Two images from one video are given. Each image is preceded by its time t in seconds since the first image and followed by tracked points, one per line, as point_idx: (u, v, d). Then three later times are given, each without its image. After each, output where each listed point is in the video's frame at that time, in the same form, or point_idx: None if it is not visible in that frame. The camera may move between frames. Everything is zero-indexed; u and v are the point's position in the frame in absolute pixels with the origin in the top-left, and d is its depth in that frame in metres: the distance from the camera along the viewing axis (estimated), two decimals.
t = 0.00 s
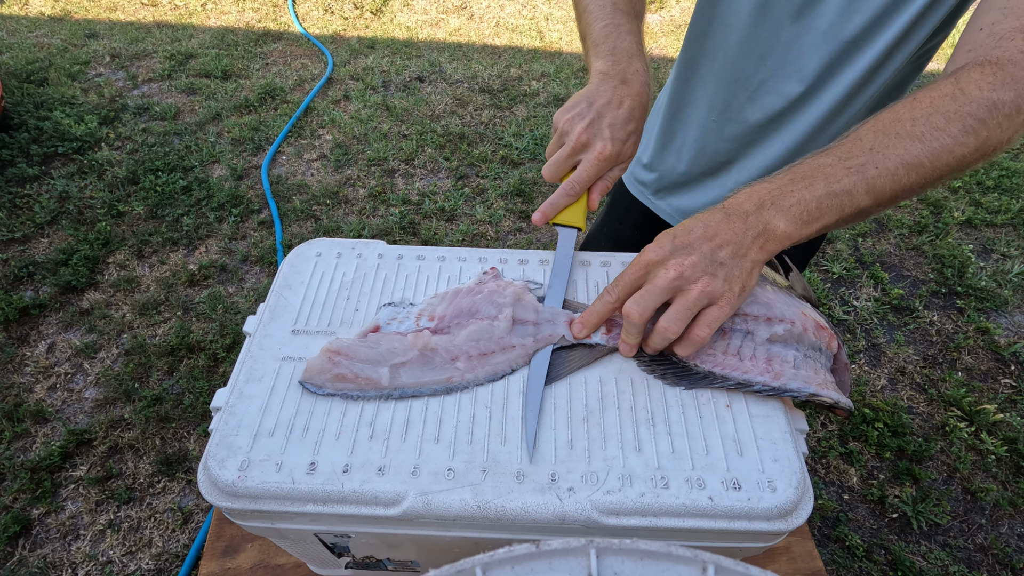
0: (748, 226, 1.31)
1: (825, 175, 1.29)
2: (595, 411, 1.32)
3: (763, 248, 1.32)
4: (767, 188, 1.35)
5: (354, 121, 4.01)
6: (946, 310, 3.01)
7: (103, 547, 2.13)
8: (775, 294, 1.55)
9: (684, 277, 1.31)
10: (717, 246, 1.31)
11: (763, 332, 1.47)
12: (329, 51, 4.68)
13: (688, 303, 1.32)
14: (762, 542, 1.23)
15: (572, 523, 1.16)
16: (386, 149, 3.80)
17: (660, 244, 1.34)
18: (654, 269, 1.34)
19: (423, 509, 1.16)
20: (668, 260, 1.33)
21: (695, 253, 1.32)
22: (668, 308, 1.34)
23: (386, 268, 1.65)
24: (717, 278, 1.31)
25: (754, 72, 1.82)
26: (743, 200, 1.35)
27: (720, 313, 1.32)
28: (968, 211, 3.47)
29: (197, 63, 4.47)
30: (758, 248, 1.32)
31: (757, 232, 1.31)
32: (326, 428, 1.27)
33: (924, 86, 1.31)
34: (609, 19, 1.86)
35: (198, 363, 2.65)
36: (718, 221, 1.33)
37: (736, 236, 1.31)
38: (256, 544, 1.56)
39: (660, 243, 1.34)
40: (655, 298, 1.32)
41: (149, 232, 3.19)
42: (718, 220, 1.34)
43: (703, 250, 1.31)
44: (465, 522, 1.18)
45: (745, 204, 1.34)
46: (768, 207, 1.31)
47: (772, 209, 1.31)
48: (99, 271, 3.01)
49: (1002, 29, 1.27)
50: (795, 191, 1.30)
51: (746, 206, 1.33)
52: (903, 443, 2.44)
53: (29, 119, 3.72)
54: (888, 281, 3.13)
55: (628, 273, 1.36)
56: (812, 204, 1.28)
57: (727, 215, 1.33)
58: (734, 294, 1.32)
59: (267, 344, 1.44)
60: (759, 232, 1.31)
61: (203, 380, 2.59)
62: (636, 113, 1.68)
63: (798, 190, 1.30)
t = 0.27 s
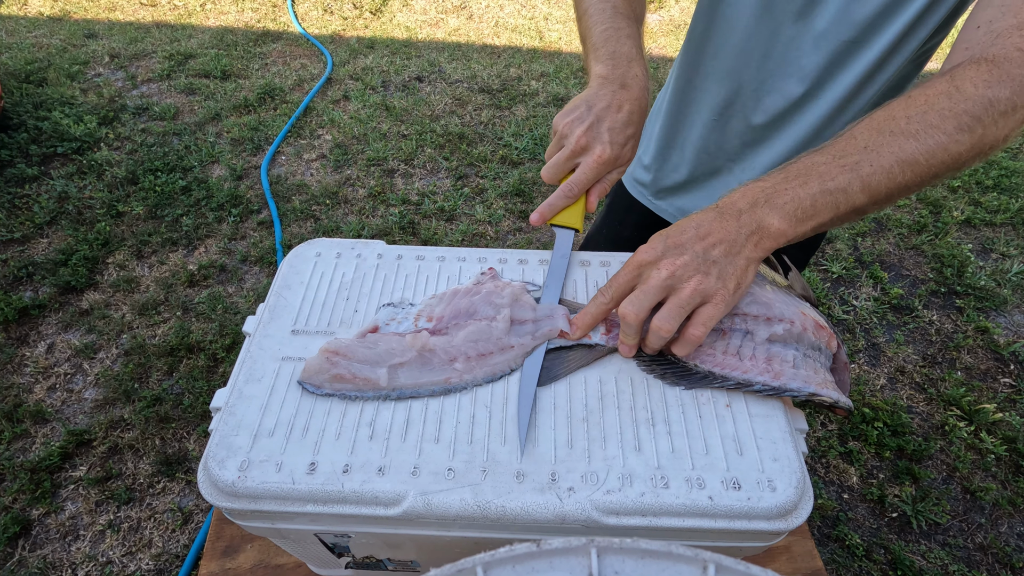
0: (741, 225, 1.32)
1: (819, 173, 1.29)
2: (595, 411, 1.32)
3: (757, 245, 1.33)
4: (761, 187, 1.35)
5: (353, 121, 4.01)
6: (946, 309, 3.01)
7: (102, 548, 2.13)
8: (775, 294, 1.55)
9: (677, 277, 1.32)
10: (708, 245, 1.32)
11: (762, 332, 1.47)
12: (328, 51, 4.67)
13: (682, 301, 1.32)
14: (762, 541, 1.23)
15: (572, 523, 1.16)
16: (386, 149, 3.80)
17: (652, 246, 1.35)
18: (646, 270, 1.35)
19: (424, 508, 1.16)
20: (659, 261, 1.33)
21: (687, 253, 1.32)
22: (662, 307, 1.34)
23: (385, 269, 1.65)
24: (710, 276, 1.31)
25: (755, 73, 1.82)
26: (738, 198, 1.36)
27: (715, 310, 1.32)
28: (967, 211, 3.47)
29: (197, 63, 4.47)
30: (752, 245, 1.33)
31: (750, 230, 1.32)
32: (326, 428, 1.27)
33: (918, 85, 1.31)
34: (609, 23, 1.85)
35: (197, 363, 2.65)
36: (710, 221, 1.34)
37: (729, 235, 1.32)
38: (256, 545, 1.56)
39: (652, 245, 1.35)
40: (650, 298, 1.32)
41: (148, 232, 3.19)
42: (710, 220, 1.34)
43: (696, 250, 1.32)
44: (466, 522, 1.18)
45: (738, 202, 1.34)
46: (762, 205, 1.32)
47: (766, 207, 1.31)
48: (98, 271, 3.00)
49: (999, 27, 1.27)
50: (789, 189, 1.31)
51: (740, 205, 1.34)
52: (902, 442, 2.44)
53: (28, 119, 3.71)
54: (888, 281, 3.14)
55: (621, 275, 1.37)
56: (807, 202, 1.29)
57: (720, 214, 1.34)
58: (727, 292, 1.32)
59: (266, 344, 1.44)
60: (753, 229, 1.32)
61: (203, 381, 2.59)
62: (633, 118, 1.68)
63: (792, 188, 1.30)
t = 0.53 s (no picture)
0: (754, 226, 1.32)
1: (833, 177, 1.29)
2: (596, 409, 1.32)
3: (768, 248, 1.33)
4: (775, 189, 1.35)
5: (352, 121, 4.01)
6: (945, 309, 3.01)
7: (102, 548, 2.13)
8: (778, 294, 1.55)
9: (688, 275, 1.32)
10: (720, 245, 1.32)
11: (764, 332, 1.48)
12: (328, 51, 4.67)
13: (692, 300, 1.32)
14: (762, 539, 1.23)
15: (573, 521, 1.16)
16: (385, 149, 3.80)
17: (664, 242, 1.35)
18: (657, 267, 1.35)
19: (425, 506, 1.16)
20: (671, 259, 1.34)
21: (699, 252, 1.33)
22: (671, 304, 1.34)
23: (387, 268, 1.65)
24: (720, 276, 1.32)
25: (752, 71, 1.82)
26: (750, 200, 1.36)
27: (723, 311, 1.34)
28: (966, 211, 3.48)
29: (196, 63, 4.47)
30: (763, 247, 1.33)
31: (762, 232, 1.32)
32: (327, 426, 1.27)
33: (932, 92, 1.32)
34: (606, 20, 1.86)
35: (197, 363, 2.65)
36: (722, 220, 1.34)
37: (741, 235, 1.32)
38: (256, 544, 1.55)
39: (665, 241, 1.35)
40: (660, 295, 1.32)
41: (147, 232, 3.19)
42: (723, 220, 1.34)
43: (708, 249, 1.33)
44: (467, 520, 1.18)
45: (751, 204, 1.35)
46: (774, 207, 1.32)
47: (779, 210, 1.31)
48: (97, 271, 3.00)
49: (1008, 37, 1.28)
50: (801, 192, 1.31)
51: (753, 206, 1.34)
52: (901, 442, 2.44)
53: (27, 120, 3.71)
54: (887, 281, 3.14)
55: (632, 270, 1.36)
56: (819, 205, 1.29)
57: (733, 215, 1.34)
58: (736, 293, 1.33)
59: (268, 343, 1.44)
60: (765, 232, 1.32)
61: (203, 381, 2.59)
62: (629, 118, 1.69)
63: (805, 191, 1.31)
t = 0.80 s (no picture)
0: (752, 221, 1.34)
1: (832, 174, 1.30)
2: (593, 410, 1.32)
3: (766, 243, 1.35)
4: (774, 185, 1.37)
5: (352, 120, 4.01)
6: (944, 308, 3.02)
7: (103, 547, 2.14)
8: (779, 296, 1.55)
9: (686, 271, 1.35)
10: (718, 240, 1.35)
11: (764, 333, 1.48)
12: (327, 51, 4.68)
13: (688, 294, 1.35)
14: (759, 539, 1.23)
15: (570, 521, 1.17)
16: (385, 149, 3.80)
17: (661, 238, 1.39)
18: (655, 262, 1.39)
19: (422, 507, 1.17)
20: (669, 254, 1.37)
21: (697, 247, 1.36)
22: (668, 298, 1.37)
23: (384, 268, 1.65)
24: (717, 271, 1.35)
25: (746, 70, 1.82)
26: (750, 196, 1.37)
27: (719, 306, 1.36)
28: (966, 210, 3.48)
29: (196, 63, 4.47)
30: (761, 243, 1.34)
31: (761, 227, 1.34)
32: (325, 427, 1.28)
33: (933, 91, 1.32)
34: (604, 27, 1.85)
35: (197, 363, 2.66)
36: (721, 216, 1.37)
37: (739, 231, 1.35)
38: (256, 543, 1.56)
39: (663, 237, 1.39)
40: (657, 289, 1.36)
41: (148, 231, 3.20)
42: (722, 215, 1.37)
43: (705, 245, 1.35)
44: (465, 520, 1.18)
45: (751, 200, 1.36)
46: (773, 203, 1.33)
47: (777, 205, 1.33)
48: (98, 271, 3.01)
49: (1007, 39, 1.30)
50: (801, 188, 1.32)
51: (752, 202, 1.36)
52: (901, 441, 2.45)
53: (28, 120, 3.72)
54: (886, 280, 3.14)
55: (630, 264, 1.40)
56: (818, 201, 1.30)
57: (732, 210, 1.37)
58: (733, 288, 1.36)
59: (265, 345, 1.44)
60: (763, 227, 1.34)
61: (203, 380, 2.59)
62: (625, 123, 1.69)
63: (805, 188, 1.32)
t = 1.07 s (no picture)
0: (743, 223, 1.35)
1: (822, 176, 1.30)
2: (594, 409, 1.32)
3: (757, 244, 1.35)
4: (765, 187, 1.37)
5: (351, 120, 4.01)
6: (944, 307, 3.02)
7: (102, 547, 2.13)
8: (779, 296, 1.55)
9: (674, 269, 1.36)
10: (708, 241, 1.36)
11: (763, 332, 1.48)
12: (326, 51, 4.67)
13: (676, 293, 1.35)
14: (759, 539, 1.23)
15: (571, 521, 1.16)
16: (384, 149, 3.80)
17: (652, 238, 1.41)
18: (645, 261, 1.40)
19: (422, 507, 1.17)
20: (658, 253, 1.38)
21: (685, 246, 1.37)
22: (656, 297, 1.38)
23: (384, 268, 1.65)
24: (706, 270, 1.35)
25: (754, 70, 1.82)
26: (740, 198, 1.38)
27: (708, 308, 1.36)
28: (965, 209, 3.48)
29: (195, 63, 4.47)
30: (751, 245, 1.35)
31: (751, 228, 1.34)
32: (325, 428, 1.27)
33: (923, 93, 1.31)
34: (602, 26, 1.85)
35: (196, 363, 2.65)
36: (711, 218, 1.38)
37: (729, 230, 1.35)
38: (255, 544, 1.56)
39: (653, 237, 1.41)
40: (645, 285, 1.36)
41: (147, 232, 3.19)
42: (712, 216, 1.38)
43: (693, 245, 1.36)
44: (465, 520, 1.18)
45: (741, 201, 1.37)
46: (763, 205, 1.34)
47: (768, 207, 1.33)
48: (97, 272, 3.00)
49: (996, 40, 1.27)
50: (792, 190, 1.32)
51: (742, 204, 1.36)
52: (900, 440, 2.45)
53: (26, 120, 3.71)
54: (886, 279, 3.14)
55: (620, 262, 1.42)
56: (808, 202, 1.30)
57: (722, 212, 1.37)
58: (721, 288, 1.35)
59: (265, 345, 1.44)
60: (753, 228, 1.34)
61: (202, 381, 2.59)
62: (622, 125, 1.69)
63: (795, 189, 1.32)
